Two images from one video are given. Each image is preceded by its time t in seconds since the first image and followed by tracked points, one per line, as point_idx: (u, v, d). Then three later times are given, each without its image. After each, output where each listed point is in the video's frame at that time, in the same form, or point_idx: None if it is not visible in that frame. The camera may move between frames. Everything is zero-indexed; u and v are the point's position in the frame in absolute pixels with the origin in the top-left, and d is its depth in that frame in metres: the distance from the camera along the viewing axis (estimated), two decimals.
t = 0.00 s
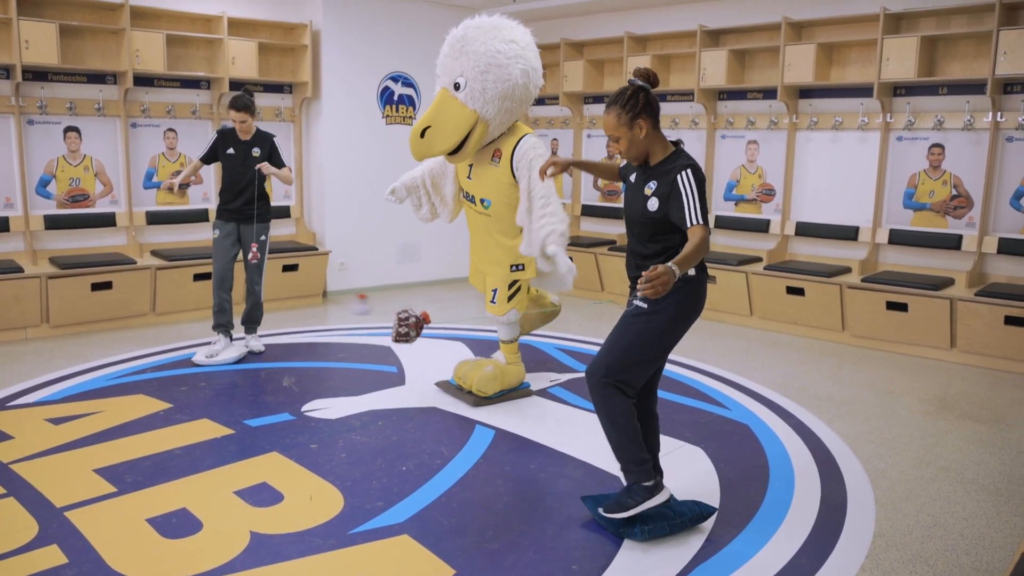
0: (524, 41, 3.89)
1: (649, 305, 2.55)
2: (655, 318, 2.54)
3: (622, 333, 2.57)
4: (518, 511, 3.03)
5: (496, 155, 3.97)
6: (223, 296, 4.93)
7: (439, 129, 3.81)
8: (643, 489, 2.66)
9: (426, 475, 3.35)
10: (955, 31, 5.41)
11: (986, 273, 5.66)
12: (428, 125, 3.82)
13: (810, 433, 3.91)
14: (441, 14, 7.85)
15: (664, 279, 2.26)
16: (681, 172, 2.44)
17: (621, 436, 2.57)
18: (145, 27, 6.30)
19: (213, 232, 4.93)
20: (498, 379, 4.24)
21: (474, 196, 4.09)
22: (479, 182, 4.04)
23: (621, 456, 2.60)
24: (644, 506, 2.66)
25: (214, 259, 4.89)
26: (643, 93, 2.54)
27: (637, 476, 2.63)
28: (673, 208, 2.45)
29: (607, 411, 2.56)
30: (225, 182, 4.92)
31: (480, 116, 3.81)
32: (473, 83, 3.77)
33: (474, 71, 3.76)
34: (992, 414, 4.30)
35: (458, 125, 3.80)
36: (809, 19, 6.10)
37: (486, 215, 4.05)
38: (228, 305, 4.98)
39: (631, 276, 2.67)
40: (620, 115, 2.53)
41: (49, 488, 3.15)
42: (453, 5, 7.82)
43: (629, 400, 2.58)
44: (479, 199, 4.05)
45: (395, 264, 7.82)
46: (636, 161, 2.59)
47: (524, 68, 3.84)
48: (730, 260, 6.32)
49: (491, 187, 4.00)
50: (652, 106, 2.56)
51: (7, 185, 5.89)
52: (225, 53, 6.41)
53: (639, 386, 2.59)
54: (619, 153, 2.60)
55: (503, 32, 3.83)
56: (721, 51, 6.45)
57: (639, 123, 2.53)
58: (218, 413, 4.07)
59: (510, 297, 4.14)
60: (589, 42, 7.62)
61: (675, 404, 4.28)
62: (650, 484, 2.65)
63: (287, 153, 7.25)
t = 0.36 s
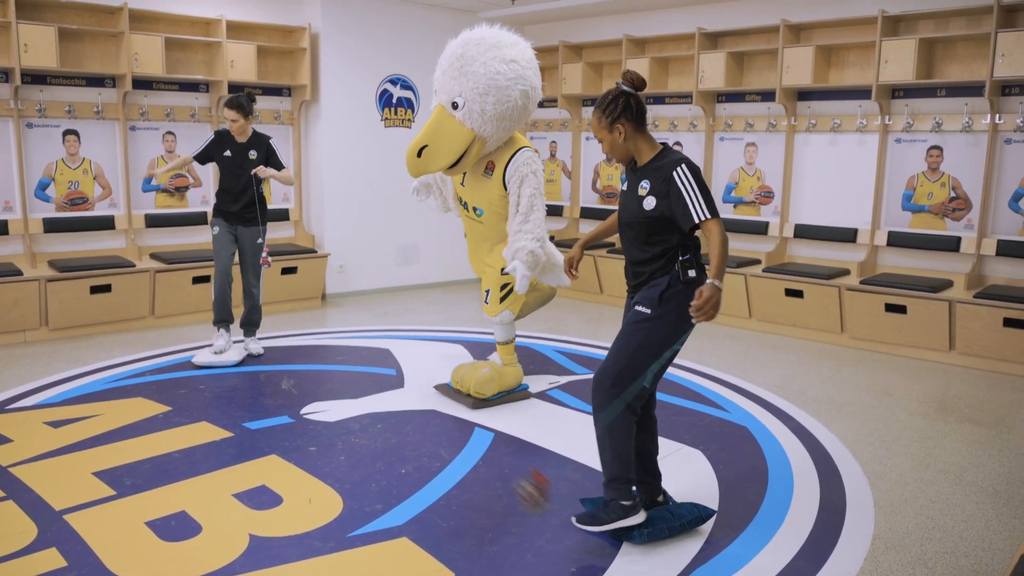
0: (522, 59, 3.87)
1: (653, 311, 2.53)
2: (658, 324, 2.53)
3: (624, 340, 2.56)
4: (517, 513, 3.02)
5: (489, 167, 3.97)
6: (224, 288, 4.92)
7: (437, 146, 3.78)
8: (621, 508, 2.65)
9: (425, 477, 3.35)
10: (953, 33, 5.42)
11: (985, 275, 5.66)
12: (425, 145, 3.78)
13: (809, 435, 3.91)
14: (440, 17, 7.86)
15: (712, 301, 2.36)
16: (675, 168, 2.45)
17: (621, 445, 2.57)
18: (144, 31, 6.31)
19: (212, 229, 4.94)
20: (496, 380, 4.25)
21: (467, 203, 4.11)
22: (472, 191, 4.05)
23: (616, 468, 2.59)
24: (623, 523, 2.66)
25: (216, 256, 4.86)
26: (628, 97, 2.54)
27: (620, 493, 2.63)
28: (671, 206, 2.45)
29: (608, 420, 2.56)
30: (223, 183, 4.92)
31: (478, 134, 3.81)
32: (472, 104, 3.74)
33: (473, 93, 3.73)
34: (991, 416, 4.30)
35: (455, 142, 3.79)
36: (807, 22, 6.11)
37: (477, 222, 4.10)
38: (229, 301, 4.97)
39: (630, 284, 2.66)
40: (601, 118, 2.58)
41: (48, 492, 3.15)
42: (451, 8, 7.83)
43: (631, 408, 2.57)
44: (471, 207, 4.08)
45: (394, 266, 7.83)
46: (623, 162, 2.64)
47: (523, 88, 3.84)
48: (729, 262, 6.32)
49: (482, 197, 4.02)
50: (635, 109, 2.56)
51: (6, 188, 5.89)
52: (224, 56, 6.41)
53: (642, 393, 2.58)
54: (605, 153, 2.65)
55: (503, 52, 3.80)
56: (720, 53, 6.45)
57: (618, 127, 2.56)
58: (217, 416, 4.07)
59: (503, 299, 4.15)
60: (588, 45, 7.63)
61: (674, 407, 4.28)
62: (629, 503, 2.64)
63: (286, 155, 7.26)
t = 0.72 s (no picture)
0: (511, 52, 3.87)
1: (649, 311, 2.53)
2: (653, 324, 2.52)
3: (619, 336, 2.57)
4: (517, 516, 3.02)
5: (488, 163, 3.96)
6: (220, 299, 4.98)
7: (431, 145, 3.78)
8: (568, 502, 2.70)
9: (425, 480, 3.35)
10: (954, 35, 5.42)
11: (986, 277, 5.65)
12: (418, 144, 3.78)
13: (809, 437, 3.91)
14: (440, 18, 7.86)
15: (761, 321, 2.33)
16: (684, 170, 2.43)
17: (598, 441, 2.58)
18: (145, 33, 6.31)
19: (206, 238, 4.92)
20: (496, 381, 4.25)
21: (468, 204, 4.06)
22: (471, 192, 4.02)
23: (583, 462, 2.62)
24: (564, 516, 2.71)
25: (212, 267, 4.90)
26: (634, 98, 2.55)
27: (573, 488, 2.68)
28: (677, 207, 2.45)
29: (590, 414, 2.58)
30: (214, 188, 4.89)
31: (472, 130, 3.80)
32: (462, 100, 3.75)
33: (462, 88, 3.74)
34: (992, 418, 4.29)
35: (448, 142, 3.78)
36: (808, 23, 6.11)
37: (481, 222, 4.03)
38: (227, 312, 5.02)
39: (629, 285, 2.66)
40: (605, 117, 2.59)
41: (48, 494, 3.14)
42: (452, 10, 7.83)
43: (616, 407, 2.56)
44: (474, 207, 4.02)
45: (394, 268, 7.82)
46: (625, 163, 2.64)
47: (513, 81, 3.84)
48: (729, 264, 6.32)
49: (484, 194, 3.98)
50: (640, 110, 2.56)
51: (7, 190, 5.89)
52: (225, 58, 6.41)
53: (631, 394, 2.56)
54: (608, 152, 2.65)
55: (490, 46, 3.81)
56: (720, 55, 6.45)
57: (622, 127, 2.56)
58: (217, 419, 4.06)
59: (509, 302, 4.14)
60: (588, 46, 7.63)
61: (675, 409, 4.28)
62: (578, 500, 2.70)
63: (286, 157, 7.25)
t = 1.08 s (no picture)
0: (507, 48, 3.88)
1: (649, 312, 2.53)
2: (653, 325, 2.52)
3: (619, 337, 2.57)
4: (517, 518, 3.02)
5: (487, 161, 3.96)
6: (218, 304, 4.97)
7: (430, 143, 3.76)
8: (551, 497, 2.65)
9: (425, 481, 3.34)
10: (954, 36, 5.42)
11: (986, 278, 5.65)
12: (417, 141, 3.75)
13: (809, 439, 3.91)
14: (440, 20, 7.86)
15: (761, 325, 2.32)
16: (686, 173, 2.43)
17: (595, 440, 2.57)
18: (145, 35, 6.31)
19: (201, 243, 4.91)
20: (496, 384, 4.24)
21: (468, 203, 4.07)
22: (470, 191, 4.03)
23: (576, 460, 2.59)
24: (547, 512, 2.66)
25: (209, 274, 4.92)
26: (638, 98, 2.54)
27: (559, 483, 2.63)
28: (678, 209, 2.45)
29: (588, 413, 2.57)
30: (204, 195, 4.86)
31: (470, 126, 3.80)
32: (460, 95, 3.75)
33: (460, 83, 3.74)
34: (992, 420, 4.29)
35: (446, 142, 3.78)
36: (808, 25, 6.11)
37: (480, 222, 4.04)
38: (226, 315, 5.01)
39: (628, 286, 2.66)
40: (609, 118, 2.57)
41: (48, 496, 3.14)
42: (452, 12, 7.84)
43: (614, 407, 2.55)
44: (473, 206, 4.03)
45: (394, 270, 7.82)
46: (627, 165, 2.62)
47: (510, 76, 3.84)
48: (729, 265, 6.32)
49: (483, 193, 3.98)
50: (646, 111, 2.55)
51: (7, 192, 5.89)
52: (225, 59, 6.41)
53: (630, 395, 2.56)
54: (611, 154, 2.62)
55: (486, 42, 3.82)
56: (720, 56, 6.45)
57: (626, 128, 2.54)
58: (217, 421, 4.06)
59: (508, 304, 4.15)
60: (588, 48, 7.64)
61: (674, 410, 4.28)
62: (561, 496, 2.65)
63: (287, 159, 7.25)
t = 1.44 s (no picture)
0: (508, 51, 3.87)
1: (652, 313, 2.52)
2: (655, 327, 2.52)
3: (622, 341, 2.57)
4: (515, 518, 3.02)
5: (487, 162, 3.96)
6: (217, 306, 4.97)
7: (429, 145, 3.78)
8: (567, 506, 2.72)
9: (424, 482, 3.34)
10: (952, 37, 5.43)
11: (984, 279, 5.66)
12: (417, 142, 3.79)
13: (808, 439, 3.91)
14: (439, 21, 7.87)
15: (699, 294, 2.34)
16: (675, 168, 2.45)
17: (605, 446, 2.58)
18: (144, 35, 6.31)
19: (197, 245, 4.91)
20: (496, 384, 4.24)
21: (468, 205, 4.07)
22: (471, 192, 4.03)
23: (587, 469, 2.63)
24: (560, 520, 2.74)
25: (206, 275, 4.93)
26: (629, 95, 2.56)
27: (572, 492, 2.69)
28: (671, 206, 2.46)
29: (596, 420, 2.57)
30: (201, 197, 4.85)
31: (469, 128, 3.81)
32: (459, 97, 3.75)
33: (459, 85, 3.75)
34: (990, 420, 4.29)
35: (447, 141, 3.79)
36: (806, 26, 6.12)
37: (481, 223, 4.04)
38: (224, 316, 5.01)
39: (629, 286, 2.66)
40: (615, 118, 2.51)
41: (46, 498, 3.14)
42: (451, 13, 7.84)
43: (623, 411, 2.56)
44: (473, 207, 4.03)
45: (393, 271, 7.82)
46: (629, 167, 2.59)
47: (510, 79, 3.83)
48: (727, 266, 6.33)
49: (484, 194, 3.98)
50: (640, 108, 2.56)
51: (6, 193, 5.90)
52: (224, 61, 6.41)
53: (638, 396, 2.56)
54: (617, 157, 2.55)
55: (487, 44, 3.82)
56: (719, 57, 6.46)
57: (634, 123, 2.52)
58: (216, 422, 4.06)
59: (509, 304, 4.15)
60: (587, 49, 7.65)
61: (673, 411, 4.28)
62: (575, 505, 2.72)
63: (285, 160, 7.26)
